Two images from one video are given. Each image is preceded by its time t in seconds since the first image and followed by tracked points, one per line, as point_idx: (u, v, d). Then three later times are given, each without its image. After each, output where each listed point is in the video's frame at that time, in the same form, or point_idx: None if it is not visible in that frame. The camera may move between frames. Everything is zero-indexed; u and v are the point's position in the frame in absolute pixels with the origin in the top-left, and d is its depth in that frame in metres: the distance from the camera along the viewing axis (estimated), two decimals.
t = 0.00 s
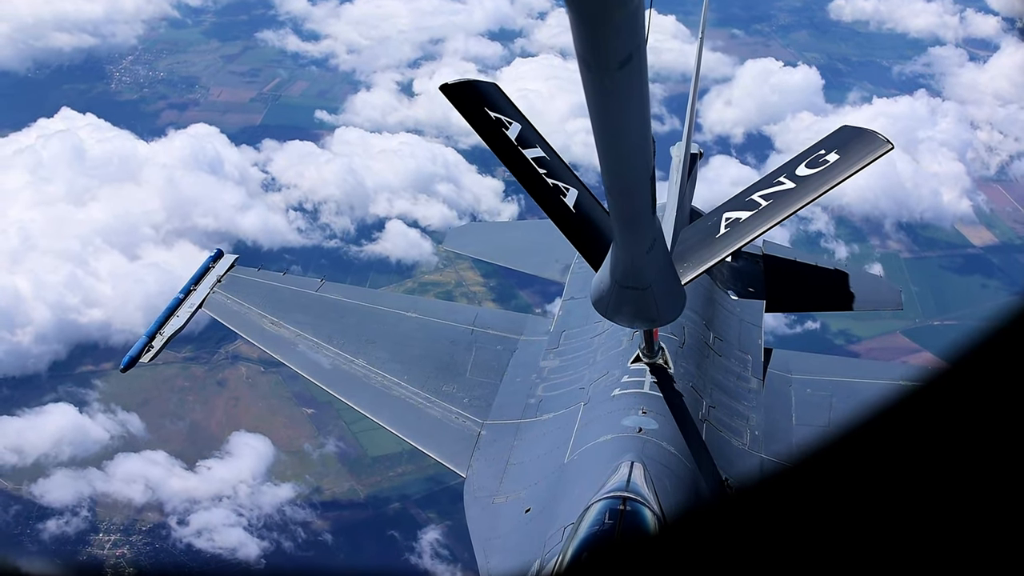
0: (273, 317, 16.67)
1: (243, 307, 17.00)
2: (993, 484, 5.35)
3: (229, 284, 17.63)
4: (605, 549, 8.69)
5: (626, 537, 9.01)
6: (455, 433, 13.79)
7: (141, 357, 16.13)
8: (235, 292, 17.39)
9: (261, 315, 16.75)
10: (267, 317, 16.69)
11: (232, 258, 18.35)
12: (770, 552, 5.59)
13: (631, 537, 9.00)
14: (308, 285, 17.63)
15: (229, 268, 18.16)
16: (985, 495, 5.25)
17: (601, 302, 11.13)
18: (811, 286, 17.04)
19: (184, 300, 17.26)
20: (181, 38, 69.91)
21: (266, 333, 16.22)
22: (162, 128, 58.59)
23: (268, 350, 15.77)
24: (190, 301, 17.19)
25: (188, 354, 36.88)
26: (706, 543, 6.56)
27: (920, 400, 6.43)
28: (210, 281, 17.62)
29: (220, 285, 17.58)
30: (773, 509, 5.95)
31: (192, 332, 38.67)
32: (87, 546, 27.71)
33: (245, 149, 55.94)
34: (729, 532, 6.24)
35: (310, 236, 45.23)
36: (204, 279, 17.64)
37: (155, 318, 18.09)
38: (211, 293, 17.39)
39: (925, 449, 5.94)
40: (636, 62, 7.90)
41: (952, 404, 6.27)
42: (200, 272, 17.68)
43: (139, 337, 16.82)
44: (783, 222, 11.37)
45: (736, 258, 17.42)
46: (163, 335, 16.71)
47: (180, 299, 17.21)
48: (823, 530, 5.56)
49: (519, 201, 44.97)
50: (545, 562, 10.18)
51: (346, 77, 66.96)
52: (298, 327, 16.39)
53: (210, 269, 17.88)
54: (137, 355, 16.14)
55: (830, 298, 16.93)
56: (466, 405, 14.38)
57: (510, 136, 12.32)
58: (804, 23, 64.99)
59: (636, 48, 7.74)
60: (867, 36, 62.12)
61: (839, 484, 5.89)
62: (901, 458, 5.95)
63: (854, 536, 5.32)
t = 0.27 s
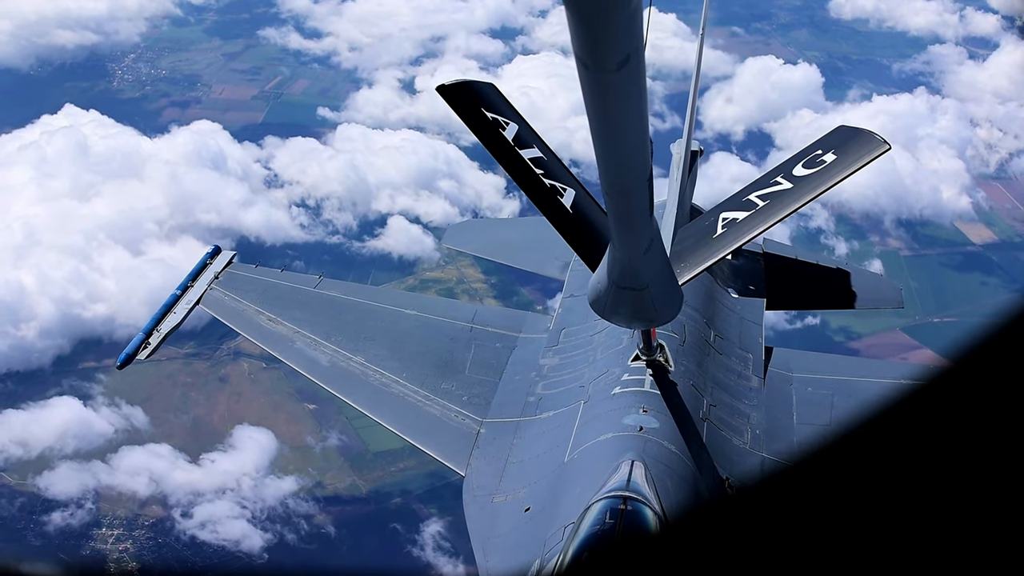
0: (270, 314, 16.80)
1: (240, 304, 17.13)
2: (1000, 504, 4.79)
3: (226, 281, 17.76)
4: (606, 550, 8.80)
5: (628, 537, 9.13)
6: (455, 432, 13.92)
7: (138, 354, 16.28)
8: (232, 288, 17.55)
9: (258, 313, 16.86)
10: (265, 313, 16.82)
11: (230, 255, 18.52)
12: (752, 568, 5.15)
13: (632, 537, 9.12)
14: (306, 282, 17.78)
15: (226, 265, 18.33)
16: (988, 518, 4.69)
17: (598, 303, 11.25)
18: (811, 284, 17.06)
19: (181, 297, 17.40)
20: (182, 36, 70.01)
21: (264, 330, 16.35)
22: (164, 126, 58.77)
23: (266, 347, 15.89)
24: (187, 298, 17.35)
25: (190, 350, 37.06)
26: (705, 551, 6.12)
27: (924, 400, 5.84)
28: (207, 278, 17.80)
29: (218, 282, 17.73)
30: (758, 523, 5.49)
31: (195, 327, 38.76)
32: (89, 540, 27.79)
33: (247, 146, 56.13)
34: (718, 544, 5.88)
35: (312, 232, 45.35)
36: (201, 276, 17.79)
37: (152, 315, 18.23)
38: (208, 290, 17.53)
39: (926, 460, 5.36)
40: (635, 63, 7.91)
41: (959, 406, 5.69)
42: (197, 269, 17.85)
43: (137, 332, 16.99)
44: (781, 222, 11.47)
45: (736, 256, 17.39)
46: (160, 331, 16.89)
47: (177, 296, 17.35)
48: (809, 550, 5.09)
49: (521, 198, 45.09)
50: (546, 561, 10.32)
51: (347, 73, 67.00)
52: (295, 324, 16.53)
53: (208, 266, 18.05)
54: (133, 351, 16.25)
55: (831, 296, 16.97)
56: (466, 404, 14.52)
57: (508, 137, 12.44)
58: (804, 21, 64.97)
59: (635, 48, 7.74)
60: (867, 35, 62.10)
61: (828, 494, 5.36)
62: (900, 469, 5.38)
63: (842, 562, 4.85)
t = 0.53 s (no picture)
0: (269, 315, 16.94)
1: (239, 304, 17.28)
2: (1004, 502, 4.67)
3: (224, 282, 17.91)
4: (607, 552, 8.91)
5: (629, 538, 9.23)
6: (455, 433, 14.06)
7: (136, 355, 16.37)
8: (230, 289, 17.69)
9: (257, 313, 16.99)
10: (264, 314, 16.96)
11: (228, 255, 18.66)
12: None
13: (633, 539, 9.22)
14: (305, 283, 17.94)
15: (225, 266, 18.48)
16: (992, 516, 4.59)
17: (601, 302, 11.36)
18: (811, 284, 17.23)
19: (179, 298, 17.54)
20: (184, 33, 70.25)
21: (263, 331, 16.49)
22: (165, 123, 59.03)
23: (265, 348, 16.03)
24: (185, 299, 17.50)
25: (192, 346, 37.29)
26: (704, 550, 6.02)
27: (926, 400, 5.73)
28: (206, 278, 17.95)
29: (217, 282, 17.89)
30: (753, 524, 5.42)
31: (197, 322, 38.81)
32: (93, 534, 27.57)
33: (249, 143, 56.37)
34: (715, 546, 5.79)
35: (314, 227, 45.48)
36: (199, 277, 17.94)
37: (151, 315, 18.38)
38: (207, 291, 17.67)
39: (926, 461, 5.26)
40: (636, 62, 7.90)
41: (960, 407, 5.57)
42: (196, 269, 18.00)
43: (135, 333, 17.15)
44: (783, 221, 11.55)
45: (737, 256, 17.58)
46: (158, 332, 17.05)
47: (176, 297, 17.48)
48: (806, 551, 4.99)
49: (521, 194, 45.22)
50: (547, 562, 10.45)
51: (348, 70, 67.09)
52: (294, 324, 16.67)
53: (206, 266, 18.20)
54: (131, 352, 16.38)
55: (832, 296, 17.10)
56: (465, 404, 14.65)
57: (510, 136, 12.53)
58: (804, 19, 64.93)
59: (636, 48, 7.73)
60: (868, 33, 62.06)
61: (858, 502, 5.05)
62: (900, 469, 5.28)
63: (839, 563, 4.77)
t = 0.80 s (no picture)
0: (268, 315, 17.07)
1: (238, 305, 17.41)
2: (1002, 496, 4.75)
3: (223, 282, 18.04)
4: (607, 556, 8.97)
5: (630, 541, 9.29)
6: (455, 434, 14.19)
7: (135, 358, 16.39)
8: (229, 289, 17.83)
9: (257, 314, 17.12)
10: (264, 315, 17.09)
11: (227, 255, 18.77)
12: None
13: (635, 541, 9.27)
14: (305, 283, 18.08)
15: (224, 266, 18.61)
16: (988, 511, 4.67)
17: (605, 301, 11.42)
18: (812, 285, 17.37)
19: (179, 299, 17.68)
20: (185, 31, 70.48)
21: (263, 332, 16.61)
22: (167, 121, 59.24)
23: (265, 349, 16.16)
24: (185, 299, 17.64)
25: (194, 342, 37.50)
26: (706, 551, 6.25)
27: (930, 394, 5.79)
28: (205, 278, 18.06)
29: (216, 282, 18.01)
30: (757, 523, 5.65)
31: (199, 318, 39.02)
32: (95, 529, 27.75)
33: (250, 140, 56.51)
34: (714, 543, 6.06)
35: (315, 223, 45.62)
36: (199, 277, 18.06)
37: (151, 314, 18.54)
38: (206, 291, 17.80)
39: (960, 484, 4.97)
40: (639, 60, 7.81)
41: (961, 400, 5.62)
42: (195, 269, 18.12)
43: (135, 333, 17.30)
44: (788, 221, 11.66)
45: (739, 257, 17.79)
46: (157, 332, 17.21)
47: (175, 298, 17.61)
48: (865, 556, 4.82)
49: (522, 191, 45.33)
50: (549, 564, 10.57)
51: (349, 67, 67.18)
52: (294, 325, 16.81)
53: (206, 266, 18.32)
54: (131, 353, 16.52)
55: (833, 297, 17.22)
56: (465, 406, 14.78)
57: (516, 135, 12.65)
58: (804, 18, 64.85)
59: (638, 46, 7.65)
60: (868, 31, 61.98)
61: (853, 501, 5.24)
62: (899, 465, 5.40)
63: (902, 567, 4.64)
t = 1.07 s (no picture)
0: (269, 317, 17.22)
1: (239, 306, 17.56)
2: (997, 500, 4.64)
3: (224, 283, 18.19)
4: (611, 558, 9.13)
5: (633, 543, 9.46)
6: (457, 436, 14.35)
7: (136, 357, 16.58)
8: (230, 290, 17.98)
9: (258, 316, 17.26)
10: (265, 316, 17.23)
11: (227, 257, 18.91)
12: None
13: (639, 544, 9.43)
14: (306, 284, 18.24)
15: (225, 267, 18.75)
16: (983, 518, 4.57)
17: (603, 303, 11.56)
18: (813, 288, 17.54)
19: (180, 299, 17.80)
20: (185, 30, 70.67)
21: (264, 333, 16.75)
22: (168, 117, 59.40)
23: (266, 350, 16.30)
24: (186, 300, 17.76)
25: (195, 337, 37.57)
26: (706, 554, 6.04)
27: (928, 392, 5.59)
28: (206, 279, 18.20)
29: (216, 284, 18.14)
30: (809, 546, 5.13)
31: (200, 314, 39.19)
32: (98, 523, 27.96)
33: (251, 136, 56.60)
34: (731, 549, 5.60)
35: (317, 218, 45.75)
36: (199, 278, 18.20)
37: (151, 316, 18.63)
38: (207, 292, 17.94)
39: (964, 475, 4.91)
40: (636, 61, 7.95)
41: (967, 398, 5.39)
42: (196, 270, 18.25)
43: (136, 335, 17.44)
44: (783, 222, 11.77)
45: (740, 259, 17.95)
46: (158, 333, 17.36)
47: (176, 298, 17.73)
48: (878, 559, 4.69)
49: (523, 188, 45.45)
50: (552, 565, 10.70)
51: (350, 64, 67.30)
52: (295, 327, 16.96)
53: (206, 267, 18.45)
54: (132, 354, 16.65)
55: (835, 300, 17.38)
56: (467, 407, 14.95)
57: (512, 137, 12.73)
58: (804, 16, 64.90)
59: (636, 47, 7.79)
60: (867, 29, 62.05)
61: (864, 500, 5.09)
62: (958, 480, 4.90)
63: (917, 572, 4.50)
